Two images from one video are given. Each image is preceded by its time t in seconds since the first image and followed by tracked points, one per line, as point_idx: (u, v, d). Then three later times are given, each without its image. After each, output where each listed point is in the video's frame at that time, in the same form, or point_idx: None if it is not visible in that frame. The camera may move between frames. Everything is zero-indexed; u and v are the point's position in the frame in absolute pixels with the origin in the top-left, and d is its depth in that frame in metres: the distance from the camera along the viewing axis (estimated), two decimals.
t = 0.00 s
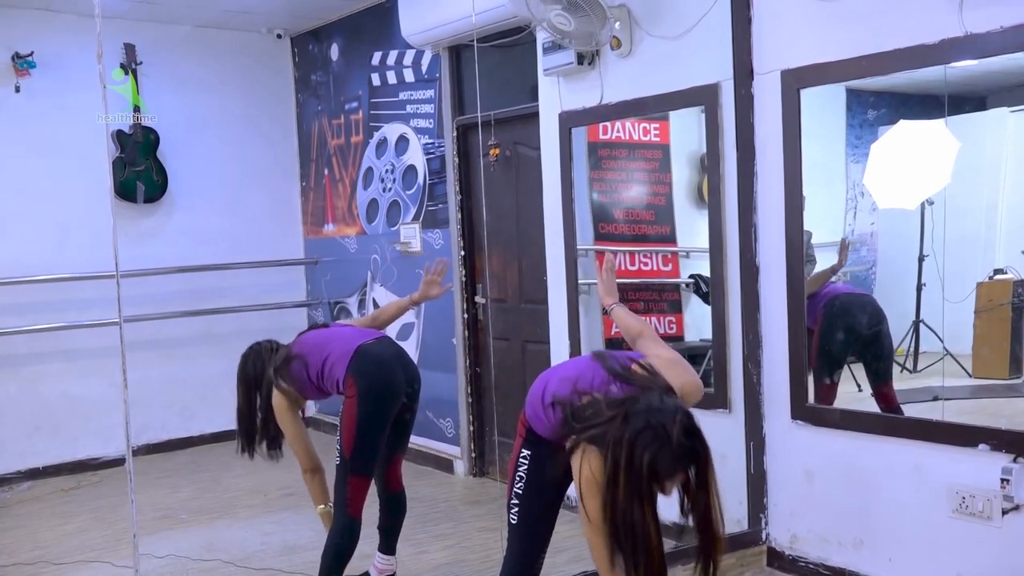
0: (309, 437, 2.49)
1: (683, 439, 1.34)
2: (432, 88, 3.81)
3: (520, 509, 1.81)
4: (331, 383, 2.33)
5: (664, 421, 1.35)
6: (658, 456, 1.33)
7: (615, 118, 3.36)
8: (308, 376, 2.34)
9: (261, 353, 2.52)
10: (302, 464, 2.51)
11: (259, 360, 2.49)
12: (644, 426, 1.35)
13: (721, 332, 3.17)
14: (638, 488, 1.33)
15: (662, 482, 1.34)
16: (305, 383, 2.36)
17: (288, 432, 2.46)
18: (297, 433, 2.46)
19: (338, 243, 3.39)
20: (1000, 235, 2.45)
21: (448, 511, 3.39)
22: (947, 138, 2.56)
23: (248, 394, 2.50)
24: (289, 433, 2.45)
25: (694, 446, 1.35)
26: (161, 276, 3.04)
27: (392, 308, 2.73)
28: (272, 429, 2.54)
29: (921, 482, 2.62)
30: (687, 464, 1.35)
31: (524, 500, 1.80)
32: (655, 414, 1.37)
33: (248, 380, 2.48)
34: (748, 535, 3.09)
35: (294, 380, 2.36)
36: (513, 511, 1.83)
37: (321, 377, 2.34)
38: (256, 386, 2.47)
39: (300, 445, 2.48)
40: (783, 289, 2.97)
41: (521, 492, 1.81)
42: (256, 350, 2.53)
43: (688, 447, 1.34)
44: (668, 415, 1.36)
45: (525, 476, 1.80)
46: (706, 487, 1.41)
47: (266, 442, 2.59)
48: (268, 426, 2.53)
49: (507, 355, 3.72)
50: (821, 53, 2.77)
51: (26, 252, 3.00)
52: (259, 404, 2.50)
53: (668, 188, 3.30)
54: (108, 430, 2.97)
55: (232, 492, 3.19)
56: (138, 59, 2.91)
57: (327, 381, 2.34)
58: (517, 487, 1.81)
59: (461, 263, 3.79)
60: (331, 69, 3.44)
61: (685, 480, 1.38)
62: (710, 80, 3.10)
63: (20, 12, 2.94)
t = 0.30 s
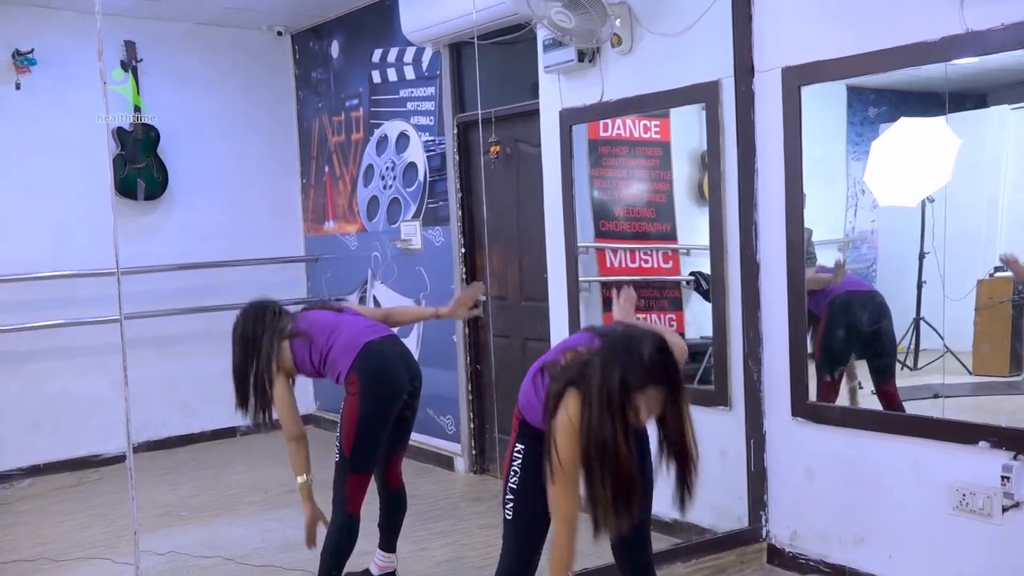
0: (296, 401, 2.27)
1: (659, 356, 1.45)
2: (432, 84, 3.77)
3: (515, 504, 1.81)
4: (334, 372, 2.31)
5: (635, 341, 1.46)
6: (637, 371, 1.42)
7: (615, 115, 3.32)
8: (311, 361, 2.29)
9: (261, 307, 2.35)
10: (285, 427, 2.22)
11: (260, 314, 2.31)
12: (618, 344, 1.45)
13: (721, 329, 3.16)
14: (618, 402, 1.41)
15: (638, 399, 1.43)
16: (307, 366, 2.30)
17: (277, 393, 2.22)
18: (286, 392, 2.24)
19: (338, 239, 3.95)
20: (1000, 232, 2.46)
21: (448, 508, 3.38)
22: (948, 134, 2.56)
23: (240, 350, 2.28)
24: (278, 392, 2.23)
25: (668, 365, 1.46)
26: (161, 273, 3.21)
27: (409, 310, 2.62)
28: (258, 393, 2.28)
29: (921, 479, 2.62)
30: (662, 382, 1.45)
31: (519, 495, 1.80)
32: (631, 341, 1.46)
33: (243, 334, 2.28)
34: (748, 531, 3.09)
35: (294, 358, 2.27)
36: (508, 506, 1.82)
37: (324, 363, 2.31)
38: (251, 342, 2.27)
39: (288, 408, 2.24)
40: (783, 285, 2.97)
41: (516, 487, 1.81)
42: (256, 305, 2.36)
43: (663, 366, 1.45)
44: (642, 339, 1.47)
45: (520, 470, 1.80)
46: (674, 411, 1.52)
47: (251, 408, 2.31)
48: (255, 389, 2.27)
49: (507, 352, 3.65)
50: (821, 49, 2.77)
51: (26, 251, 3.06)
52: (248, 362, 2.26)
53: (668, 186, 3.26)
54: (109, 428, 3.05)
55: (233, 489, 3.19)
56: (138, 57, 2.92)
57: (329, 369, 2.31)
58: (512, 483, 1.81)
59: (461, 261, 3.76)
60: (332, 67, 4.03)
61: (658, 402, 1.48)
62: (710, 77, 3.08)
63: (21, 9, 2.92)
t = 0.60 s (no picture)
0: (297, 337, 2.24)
1: (613, 226, 1.57)
2: (432, 74, 3.74)
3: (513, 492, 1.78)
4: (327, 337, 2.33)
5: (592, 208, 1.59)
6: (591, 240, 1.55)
7: (616, 105, 3.31)
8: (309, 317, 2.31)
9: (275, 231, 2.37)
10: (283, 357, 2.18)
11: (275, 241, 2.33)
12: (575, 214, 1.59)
13: (722, 319, 3.17)
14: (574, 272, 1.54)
15: (594, 264, 1.56)
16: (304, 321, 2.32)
17: (275, 325, 2.22)
18: (288, 327, 2.22)
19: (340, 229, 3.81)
20: (1001, 222, 2.45)
21: (448, 497, 3.38)
22: (947, 124, 2.56)
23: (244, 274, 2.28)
24: (278, 325, 2.21)
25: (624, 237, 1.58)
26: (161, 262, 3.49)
27: (415, 314, 2.63)
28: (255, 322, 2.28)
29: (921, 469, 2.63)
30: (618, 247, 1.58)
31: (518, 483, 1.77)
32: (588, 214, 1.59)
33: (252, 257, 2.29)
34: (748, 521, 3.09)
35: (297, 308, 2.28)
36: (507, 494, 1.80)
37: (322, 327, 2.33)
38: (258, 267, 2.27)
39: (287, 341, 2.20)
40: (783, 275, 2.98)
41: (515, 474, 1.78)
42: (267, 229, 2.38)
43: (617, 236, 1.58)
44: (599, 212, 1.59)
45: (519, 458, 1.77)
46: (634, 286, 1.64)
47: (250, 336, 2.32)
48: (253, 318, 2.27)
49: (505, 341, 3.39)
50: (822, 40, 2.77)
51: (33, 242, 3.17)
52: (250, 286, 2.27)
53: (669, 176, 3.24)
54: (110, 419, 3.22)
55: (233, 479, 3.15)
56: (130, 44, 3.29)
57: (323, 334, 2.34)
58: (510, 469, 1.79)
59: (461, 251, 3.73)
60: (332, 56, 3.94)
61: (620, 265, 1.59)
62: (711, 68, 3.08)
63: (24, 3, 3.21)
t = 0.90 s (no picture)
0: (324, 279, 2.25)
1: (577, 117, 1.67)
2: (432, 58, 3.74)
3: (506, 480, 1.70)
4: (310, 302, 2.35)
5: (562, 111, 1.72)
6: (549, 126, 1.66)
7: (616, 89, 3.32)
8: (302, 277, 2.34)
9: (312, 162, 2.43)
10: (311, 288, 2.22)
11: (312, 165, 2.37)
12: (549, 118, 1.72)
13: (722, 303, 3.17)
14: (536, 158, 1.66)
15: (556, 154, 1.66)
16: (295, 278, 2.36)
17: (302, 256, 2.23)
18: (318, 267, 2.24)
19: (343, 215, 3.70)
20: (1002, 206, 2.46)
21: (450, 481, 3.39)
22: (948, 109, 2.56)
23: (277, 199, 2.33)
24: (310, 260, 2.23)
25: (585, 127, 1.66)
26: (158, 248, 3.24)
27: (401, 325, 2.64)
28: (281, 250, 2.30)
29: (921, 453, 2.63)
30: (580, 138, 1.66)
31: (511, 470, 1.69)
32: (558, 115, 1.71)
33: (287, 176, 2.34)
34: (748, 505, 3.10)
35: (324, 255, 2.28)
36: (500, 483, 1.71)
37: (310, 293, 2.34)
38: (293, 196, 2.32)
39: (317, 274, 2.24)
40: (783, 260, 2.98)
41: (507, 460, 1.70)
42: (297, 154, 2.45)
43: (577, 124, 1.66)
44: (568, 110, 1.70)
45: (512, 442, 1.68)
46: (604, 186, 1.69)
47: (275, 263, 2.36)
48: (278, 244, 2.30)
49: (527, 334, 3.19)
50: (822, 24, 2.76)
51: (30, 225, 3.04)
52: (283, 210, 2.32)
53: (669, 159, 3.23)
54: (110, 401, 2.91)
55: (234, 462, 3.17)
56: (137, 30, 2.73)
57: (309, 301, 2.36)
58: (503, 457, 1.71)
59: (461, 235, 3.73)
60: (331, 41, 3.86)
61: (583, 158, 1.66)
62: (711, 52, 3.09)
63: None
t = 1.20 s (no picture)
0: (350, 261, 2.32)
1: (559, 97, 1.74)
2: (432, 46, 3.73)
3: (501, 472, 1.71)
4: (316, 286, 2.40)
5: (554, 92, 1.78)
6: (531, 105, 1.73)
7: (615, 77, 3.32)
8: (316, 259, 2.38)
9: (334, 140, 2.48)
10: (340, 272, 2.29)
11: (338, 147, 2.44)
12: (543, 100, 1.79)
13: (722, 292, 3.17)
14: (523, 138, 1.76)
15: (538, 136, 1.74)
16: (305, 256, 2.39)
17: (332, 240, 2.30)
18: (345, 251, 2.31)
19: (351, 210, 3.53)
20: (1002, 195, 2.46)
21: (450, 470, 3.39)
22: (948, 97, 2.55)
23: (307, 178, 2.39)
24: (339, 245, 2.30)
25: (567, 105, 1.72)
26: (160, 237, 3.10)
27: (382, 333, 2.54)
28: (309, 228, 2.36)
29: (919, 441, 2.64)
30: (560, 118, 1.71)
31: (504, 463, 1.70)
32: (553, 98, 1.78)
33: (324, 155, 2.39)
34: (747, 493, 3.11)
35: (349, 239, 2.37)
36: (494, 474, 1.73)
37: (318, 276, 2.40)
38: (328, 178, 2.39)
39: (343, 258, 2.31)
40: (783, 249, 2.98)
41: (500, 453, 1.71)
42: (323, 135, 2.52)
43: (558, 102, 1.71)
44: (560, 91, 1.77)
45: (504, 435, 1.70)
46: (587, 164, 1.73)
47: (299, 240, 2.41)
48: (309, 223, 2.35)
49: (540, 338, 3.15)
50: (823, 12, 2.76)
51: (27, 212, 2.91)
52: (317, 188, 2.37)
53: (669, 148, 3.24)
54: (111, 388, 2.82)
55: (236, 450, 3.22)
56: (135, 17, 2.74)
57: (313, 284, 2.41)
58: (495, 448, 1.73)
59: (461, 224, 3.75)
60: (331, 28, 3.37)
61: (563, 138, 1.72)
62: (711, 40, 3.08)
63: None
